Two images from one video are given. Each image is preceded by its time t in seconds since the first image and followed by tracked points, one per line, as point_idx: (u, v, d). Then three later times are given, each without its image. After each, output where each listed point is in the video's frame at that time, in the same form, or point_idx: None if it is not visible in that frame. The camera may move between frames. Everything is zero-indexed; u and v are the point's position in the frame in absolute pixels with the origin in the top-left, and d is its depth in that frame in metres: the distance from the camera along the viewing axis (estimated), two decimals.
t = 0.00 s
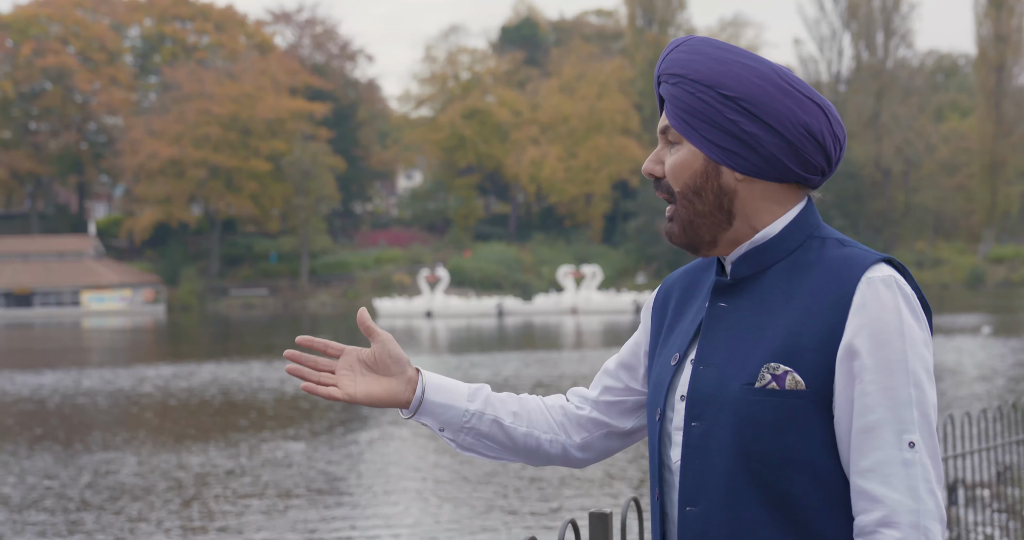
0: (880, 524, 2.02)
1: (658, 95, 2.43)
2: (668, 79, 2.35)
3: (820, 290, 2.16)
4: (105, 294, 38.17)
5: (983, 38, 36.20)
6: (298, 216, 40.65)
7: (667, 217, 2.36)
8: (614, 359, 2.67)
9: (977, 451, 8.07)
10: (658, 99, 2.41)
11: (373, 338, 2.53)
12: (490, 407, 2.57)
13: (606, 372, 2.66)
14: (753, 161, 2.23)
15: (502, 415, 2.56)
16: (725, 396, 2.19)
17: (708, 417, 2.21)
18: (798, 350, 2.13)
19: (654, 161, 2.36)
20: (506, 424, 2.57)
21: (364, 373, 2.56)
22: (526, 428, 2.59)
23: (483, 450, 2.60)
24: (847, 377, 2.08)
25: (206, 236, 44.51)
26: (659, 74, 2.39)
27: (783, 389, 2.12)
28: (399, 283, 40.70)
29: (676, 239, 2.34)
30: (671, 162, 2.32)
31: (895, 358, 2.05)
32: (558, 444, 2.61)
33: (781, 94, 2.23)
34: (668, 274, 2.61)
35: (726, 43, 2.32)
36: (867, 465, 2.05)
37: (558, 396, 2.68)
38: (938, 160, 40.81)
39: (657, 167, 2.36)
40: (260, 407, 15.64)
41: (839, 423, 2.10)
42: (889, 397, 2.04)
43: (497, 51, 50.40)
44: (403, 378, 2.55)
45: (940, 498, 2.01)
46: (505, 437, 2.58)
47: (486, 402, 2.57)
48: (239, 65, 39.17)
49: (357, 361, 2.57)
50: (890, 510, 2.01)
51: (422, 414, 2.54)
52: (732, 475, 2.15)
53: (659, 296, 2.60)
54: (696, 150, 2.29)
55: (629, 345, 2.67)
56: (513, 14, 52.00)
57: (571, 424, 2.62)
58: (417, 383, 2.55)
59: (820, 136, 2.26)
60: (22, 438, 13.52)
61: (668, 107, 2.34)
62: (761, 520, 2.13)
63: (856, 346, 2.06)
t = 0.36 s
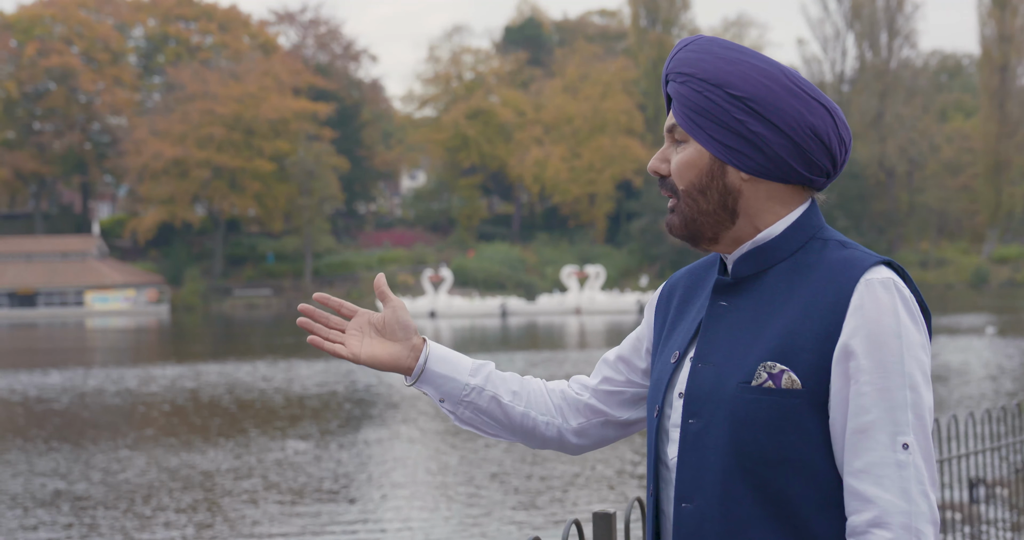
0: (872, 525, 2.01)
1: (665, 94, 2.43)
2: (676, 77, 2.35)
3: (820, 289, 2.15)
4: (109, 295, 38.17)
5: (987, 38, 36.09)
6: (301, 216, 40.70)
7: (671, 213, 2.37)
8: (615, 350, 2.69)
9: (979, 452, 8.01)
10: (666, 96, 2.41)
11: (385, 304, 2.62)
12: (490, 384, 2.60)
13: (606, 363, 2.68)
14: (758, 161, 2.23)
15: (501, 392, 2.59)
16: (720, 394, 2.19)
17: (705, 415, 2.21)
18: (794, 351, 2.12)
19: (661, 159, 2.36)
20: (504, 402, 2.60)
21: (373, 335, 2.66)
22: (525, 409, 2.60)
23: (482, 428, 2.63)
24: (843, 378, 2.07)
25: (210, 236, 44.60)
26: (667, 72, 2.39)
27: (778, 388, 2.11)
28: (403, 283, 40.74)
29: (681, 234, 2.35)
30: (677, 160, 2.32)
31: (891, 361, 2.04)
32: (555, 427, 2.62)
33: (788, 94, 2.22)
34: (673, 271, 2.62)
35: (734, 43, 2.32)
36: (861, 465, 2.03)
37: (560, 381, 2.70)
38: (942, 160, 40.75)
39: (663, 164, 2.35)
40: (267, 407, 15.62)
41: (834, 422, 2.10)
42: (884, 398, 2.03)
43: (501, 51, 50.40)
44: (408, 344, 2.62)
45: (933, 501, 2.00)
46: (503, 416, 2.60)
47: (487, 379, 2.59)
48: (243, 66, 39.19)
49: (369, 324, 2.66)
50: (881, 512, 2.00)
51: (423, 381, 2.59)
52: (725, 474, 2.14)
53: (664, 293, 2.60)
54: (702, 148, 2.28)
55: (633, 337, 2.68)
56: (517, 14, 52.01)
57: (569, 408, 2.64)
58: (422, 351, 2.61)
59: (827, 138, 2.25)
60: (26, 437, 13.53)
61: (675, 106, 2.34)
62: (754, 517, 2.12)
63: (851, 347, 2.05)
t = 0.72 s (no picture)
0: (859, 524, 2.00)
1: (665, 93, 2.42)
2: (676, 77, 2.35)
3: (810, 289, 2.15)
4: (114, 295, 38.20)
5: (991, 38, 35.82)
6: (306, 216, 40.75)
7: (667, 210, 2.35)
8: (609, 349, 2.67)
9: (976, 453, 7.99)
10: (666, 95, 2.40)
11: (390, 292, 2.63)
12: (488, 375, 2.59)
13: (599, 362, 2.66)
14: (756, 162, 2.22)
15: (498, 384, 2.59)
16: (709, 391, 2.18)
17: (693, 411, 2.21)
18: (784, 348, 2.11)
19: (657, 158, 2.35)
20: (501, 394, 2.59)
21: (375, 320, 2.67)
22: (519, 401, 2.60)
23: (477, 418, 2.63)
24: (833, 377, 2.06)
25: (215, 236, 44.70)
26: (668, 72, 2.38)
27: (767, 385, 2.10)
28: (408, 283, 40.76)
29: (674, 229, 2.34)
30: (675, 160, 2.31)
31: (883, 359, 2.04)
32: (548, 422, 2.60)
33: (785, 96, 2.22)
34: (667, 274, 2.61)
35: (734, 45, 2.31)
36: (850, 465, 2.02)
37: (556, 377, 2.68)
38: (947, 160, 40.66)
39: (661, 164, 2.34)
40: (271, 407, 15.62)
41: (823, 420, 2.09)
42: (872, 399, 2.03)
43: (506, 51, 50.40)
44: (409, 330, 2.62)
45: (919, 500, 2.00)
46: (497, 408, 2.60)
47: (485, 370, 2.59)
48: (248, 66, 39.23)
49: (372, 310, 2.67)
50: (868, 510, 1.99)
51: (422, 370, 2.59)
52: (713, 471, 2.13)
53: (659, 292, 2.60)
54: (700, 147, 2.27)
55: (627, 336, 2.67)
56: (521, 14, 52.03)
57: (561, 404, 2.62)
58: (423, 339, 2.61)
59: (824, 139, 2.24)
60: (30, 437, 13.54)
61: (674, 106, 2.34)
62: (741, 513, 2.11)
63: (842, 346, 2.05)
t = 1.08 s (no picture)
0: (837, 526, 2.01)
1: (655, 94, 2.42)
2: (667, 78, 2.34)
3: (795, 291, 2.15)
4: (117, 295, 38.28)
5: (995, 38, 35.71)
6: (309, 216, 40.76)
7: (654, 212, 2.35)
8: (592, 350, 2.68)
9: (977, 454, 7.92)
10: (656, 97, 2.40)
11: (374, 293, 2.64)
12: (470, 377, 2.61)
13: (581, 363, 2.66)
14: (746, 163, 2.22)
15: (480, 386, 2.60)
16: (692, 390, 2.18)
17: (674, 410, 2.20)
18: (766, 350, 2.11)
19: (646, 157, 2.34)
20: (483, 395, 2.60)
21: (358, 320, 2.67)
22: (501, 403, 2.61)
23: (460, 418, 2.64)
24: (815, 379, 2.07)
25: (218, 236, 44.81)
26: (658, 72, 2.38)
27: (749, 386, 2.11)
28: (410, 283, 40.78)
29: (662, 230, 2.34)
30: (663, 160, 2.30)
31: (866, 363, 2.04)
32: (528, 424, 2.61)
33: (778, 101, 2.22)
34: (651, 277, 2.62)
35: (727, 47, 2.31)
36: (829, 466, 2.03)
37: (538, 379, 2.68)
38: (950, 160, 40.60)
39: (649, 163, 2.34)
40: (273, 406, 15.59)
41: (803, 424, 2.09)
42: (853, 401, 2.03)
43: (509, 51, 50.34)
44: (393, 332, 2.64)
45: (898, 502, 2.01)
46: (479, 408, 2.61)
47: (468, 372, 2.61)
48: (251, 66, 39.25)
49: (355, 310, 2.68)
50: (846, 512, 2.00)
51: (405, 370, 2.60)
52: (692, 470, 2.14)
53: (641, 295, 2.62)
54: (690, 148, 2.27)
55: (611, 338, 2.67)
56: (525, 14, 51.97)
57: (543, 405, 2.62)
58: (407, 341, 2.63)
59: (812, 145, 2.25)
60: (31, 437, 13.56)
61: (663, 106, 2.34)
62: (718, 513, 2.11)
63: (825, 349, 2.05)
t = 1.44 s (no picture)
0: (836, 525, 2.01)
1: (643, 94, 2.41)
2: (656, 80, 2.34)
3: (787, 293, 2.16)
4: (122, 294, 38.35)
5: (1000, 37, 35.88)
6: (313, 216, 40.81)
7: (642, 215, 2.35)
8: (571, 354, 2.66)
9: (980, 454, 7.89)
10: (642, 98, 2.40)
11: (343, 299, 2.60)
12: (445, 382, 2.57)
13: (560, 366, 2.65)
14: (736, 167, 2.23)
15: (455, 391, 2.57)
16: (685, 391, 2.17)
17: (668, 412, 2.19)
18: (761, 350, 2.11)
19: (634, 159, 2.34)
20: (459, 401, 2.57)
21: (328, 328, 2.62)
22: (477, 409, 2.58)
23: (436, 425, 2.61)
24: (811, 379, 2.07)
25: (222, 236, 44.90)
26: (646, 74, 2.38)
27: (746, 386, 2.10)
28: (415, 282, 40.78)
29: (651, 233, 2.33)
30: (653, 162, 2.30)
31: (861, 364, 2.05)
32: (506, 428, 2.59)
33: (771, 105, 2.23)
34: (633, 279, 2.62)
35: (717, 49, 2.31)
36: (826, 466, 2.03)
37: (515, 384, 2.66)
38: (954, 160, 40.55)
39: (637, 165, 2.33)
40: (275, 406, 15.58)
41: (800, 424, 2.10)
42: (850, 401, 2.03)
43: (513, 51, 50.33)
44: (365, 338, 2.59)
45: (894, 502, 2.02)
46: (455, 415, 2.58)
47: (441, 378, 2.58)
48: (256, 66, 39.33)
49: (325, 317, 2.63)
50: (845, 512, 2.00)
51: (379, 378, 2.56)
52: (688, 472, 2.13)
53: (622, 298, 2.61)
54: (681, 150, 2.27)
55: (593, 341, 2.66)
56: (530, 14, 51.96)
57: (520, 408, 2.60)
58: (379, 348, 2.58)
59: (803, 148, 2.27)
60: (34, 436, 13.56)
61: (652, 108, 2.33)
62: (714, 514, 2.10)
63: (820, 349, 2.05)
